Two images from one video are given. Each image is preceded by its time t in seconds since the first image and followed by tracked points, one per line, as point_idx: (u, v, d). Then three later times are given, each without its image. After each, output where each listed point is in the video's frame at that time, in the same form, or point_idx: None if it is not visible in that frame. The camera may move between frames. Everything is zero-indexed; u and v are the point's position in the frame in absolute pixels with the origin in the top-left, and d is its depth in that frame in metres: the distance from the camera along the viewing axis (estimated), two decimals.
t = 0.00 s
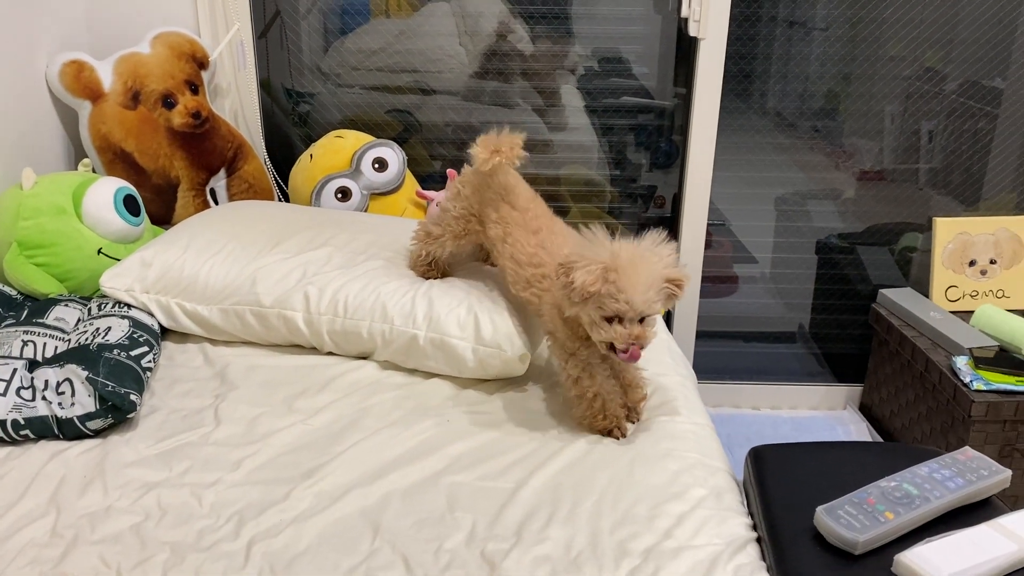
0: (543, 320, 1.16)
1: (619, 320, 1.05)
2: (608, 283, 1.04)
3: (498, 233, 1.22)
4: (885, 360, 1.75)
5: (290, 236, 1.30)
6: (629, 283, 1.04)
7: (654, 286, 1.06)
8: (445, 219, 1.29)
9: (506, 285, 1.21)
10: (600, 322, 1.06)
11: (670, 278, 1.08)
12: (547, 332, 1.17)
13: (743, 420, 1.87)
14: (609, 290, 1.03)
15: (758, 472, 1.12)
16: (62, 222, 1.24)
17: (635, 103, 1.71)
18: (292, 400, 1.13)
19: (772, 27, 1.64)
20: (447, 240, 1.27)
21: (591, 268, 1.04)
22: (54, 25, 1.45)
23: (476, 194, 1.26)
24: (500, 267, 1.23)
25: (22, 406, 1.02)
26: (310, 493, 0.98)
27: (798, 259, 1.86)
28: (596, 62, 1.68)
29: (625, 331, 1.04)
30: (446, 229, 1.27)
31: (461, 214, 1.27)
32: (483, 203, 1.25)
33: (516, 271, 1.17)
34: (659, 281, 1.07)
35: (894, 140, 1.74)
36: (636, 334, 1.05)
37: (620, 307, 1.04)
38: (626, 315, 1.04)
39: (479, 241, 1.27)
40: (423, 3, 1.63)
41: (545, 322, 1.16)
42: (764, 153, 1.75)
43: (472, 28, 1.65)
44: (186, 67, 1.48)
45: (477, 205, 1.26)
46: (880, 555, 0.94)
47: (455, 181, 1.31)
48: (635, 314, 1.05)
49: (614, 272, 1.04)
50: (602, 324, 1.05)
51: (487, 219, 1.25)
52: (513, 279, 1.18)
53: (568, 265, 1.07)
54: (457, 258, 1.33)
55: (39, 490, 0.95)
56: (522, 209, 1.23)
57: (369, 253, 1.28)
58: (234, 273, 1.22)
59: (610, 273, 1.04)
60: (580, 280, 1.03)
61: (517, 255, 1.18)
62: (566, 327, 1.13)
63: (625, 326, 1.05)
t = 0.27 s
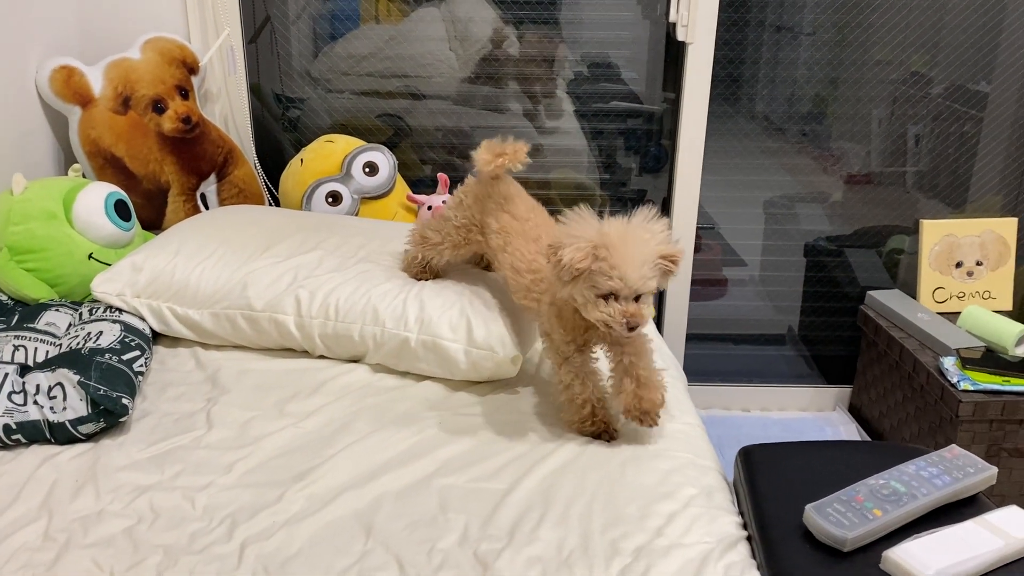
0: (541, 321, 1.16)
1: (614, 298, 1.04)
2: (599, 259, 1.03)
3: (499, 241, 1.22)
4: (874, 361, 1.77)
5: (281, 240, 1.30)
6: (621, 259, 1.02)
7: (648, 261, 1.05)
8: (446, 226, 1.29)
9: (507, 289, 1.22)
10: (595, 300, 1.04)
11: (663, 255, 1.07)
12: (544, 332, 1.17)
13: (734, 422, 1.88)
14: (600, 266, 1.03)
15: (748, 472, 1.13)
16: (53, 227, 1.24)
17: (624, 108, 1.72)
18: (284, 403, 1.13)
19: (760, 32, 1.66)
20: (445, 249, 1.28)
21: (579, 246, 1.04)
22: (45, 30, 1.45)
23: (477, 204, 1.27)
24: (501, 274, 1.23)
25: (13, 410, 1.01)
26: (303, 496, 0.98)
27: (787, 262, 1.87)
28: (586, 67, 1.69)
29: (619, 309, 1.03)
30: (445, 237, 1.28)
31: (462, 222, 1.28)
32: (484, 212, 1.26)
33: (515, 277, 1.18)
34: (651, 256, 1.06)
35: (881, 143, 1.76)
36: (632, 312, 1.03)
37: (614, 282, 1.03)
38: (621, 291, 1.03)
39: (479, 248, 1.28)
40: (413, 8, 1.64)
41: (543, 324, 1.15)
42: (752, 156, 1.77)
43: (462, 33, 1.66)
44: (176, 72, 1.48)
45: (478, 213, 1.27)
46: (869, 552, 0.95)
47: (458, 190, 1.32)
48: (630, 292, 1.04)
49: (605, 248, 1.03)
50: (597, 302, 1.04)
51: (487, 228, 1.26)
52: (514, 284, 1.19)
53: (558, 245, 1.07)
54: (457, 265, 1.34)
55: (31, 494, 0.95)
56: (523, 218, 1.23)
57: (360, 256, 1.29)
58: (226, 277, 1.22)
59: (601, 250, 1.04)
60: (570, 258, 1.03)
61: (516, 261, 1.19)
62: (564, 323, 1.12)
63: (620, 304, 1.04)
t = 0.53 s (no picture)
0: (546, 325, 1.14)
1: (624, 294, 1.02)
2: (609, 256, 1.01)
3: (506, 248, 1.22)
4: (862, 362, 1.77)
5: (268, 242, 1.30)
6: (630, 254, 1.01)
7: (654, 257, 1.04)
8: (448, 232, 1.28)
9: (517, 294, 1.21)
10: (605, 296, 1.03)
11: (668, 250, 1.07)
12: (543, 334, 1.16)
13: (724, 424, 1.88)
14: (610, 263, 1.01)
15: (736, 470, 1.13)
16: (39, 230, 1.23)
17: (613, 111, 1.73)
18: (271, 405, 1.13)
19: (748, 34, 1.67)
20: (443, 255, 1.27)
21: (592, 245, 1.02)
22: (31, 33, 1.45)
23: (481, 212, 1.26)
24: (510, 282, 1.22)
25: None
26: (290, 497, 0.97)
27: (775, 263, 1.88)
28: (575, 71, 1.70)
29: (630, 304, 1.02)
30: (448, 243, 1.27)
31: (467, 229, 1.26)
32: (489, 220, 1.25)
33: (522, 284, 1.18)
34: (657, 251, 1.05)
35: (868, 145, 1.77)
36: (643, 307, 1.02)
37: (624, 277, 1.01)
38: (632, 287, 1.02)
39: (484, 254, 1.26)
40: (401, 12, 1.64)
41: (547, 328, 1.14)
42: (740, 158, 1.78)
43: (451, 37, 1.66)
44: (162, 75, 1.48)
45: (484, 220, 1.25)
46: (856, 548, 0.95)
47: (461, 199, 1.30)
48: (639, 287, 1.02)
49: (614, 244, 1.02)
50: (608, 298, 1.02)
51: (493, 235, 1.24)
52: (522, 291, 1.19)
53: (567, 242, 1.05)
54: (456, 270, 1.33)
55: (15, 497, 0.94)
56: (529, 224, 1.23)
57: (348, 258, 1.29)
58: (212, 280, 1.21)
59: (611, 248, 1.02)
60: (580, 255, 1.01)
61: (524, 268, 1.19)
62: (569, 326, 1.12)
63: (629, 299, 1.02)
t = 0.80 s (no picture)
0: (544, 328, 1.13)
1: (619, 284, 1.01)
2: (599, 251, 1.01)
3: (503, 253, 1.22)
4: (848, 362, 1.77)
5: (252, 244, 1.29)
6: (622, 246, 1.01)
7: (646, 247, 1.04)
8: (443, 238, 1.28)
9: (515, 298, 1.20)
10: (601, 288, 1.02)
11: (659, 244, 1.07)
12: (539, 336, 1.15)
13: (712, 425, 1.88)
14: (600, 258, 1.01)
15: (720, 468, 1.13)
16: (22, 235, 1.23)
17: (600, 114, 1.74)
18: (256, 407, 1.13)
19: (734, 37, 1.68)
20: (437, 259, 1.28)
21: (578, 243, 1.02)
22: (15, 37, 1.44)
23: (476, 218, 1.26)
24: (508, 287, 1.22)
25: None
26: (274, 499, 0.97)
27: (762, 265, 1.89)
28: (562, 74, 1.70)
29: (626, 293, 1.01)
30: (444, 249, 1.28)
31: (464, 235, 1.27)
32: (484, 225, 1.25)
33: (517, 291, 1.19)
34: (649, 243, 1.05)
35: (854, 147, 1.78)
36: (642, 297, 1.01)
37: (618, 268, 1.00)
38: (627, 278, 1.01)
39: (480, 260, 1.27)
40: (388, 15, 1.65)
41: (544, 330, 1.13)
42: (727, 160, 1.79)
43: (438, 40, 1.67)
44: (146, 78, 1.48)
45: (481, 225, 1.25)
46: (839, 546, 0.96)
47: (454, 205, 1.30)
48: (635, 279, 1.02)
49: (603, 238, 1.02)
50: (605, 290, 1.01)
51: (488, 240, 1.24)
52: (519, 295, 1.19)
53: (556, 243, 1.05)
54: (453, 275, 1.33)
55: None
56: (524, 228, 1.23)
57: (333, 259, 1.29)
58: (196, 282, 1.21)
59: (599, 244, 1.02)
60: (569, 254, 1.01)
61: (521, 272, 1.19)
62: (566, 328, 1.11)
63: (627, 289, 1.01)
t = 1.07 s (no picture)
0: (542, 324, 1.13)
1: (612, 272, 1.01)
2: (589, 244, 1.02)
3: (503, 247, 1.20)
4: (842, 363, 1.77)
5: (246, 246, 1.29)
6: (614, 237, 1.01)
7: (642, 239, 1.04)
8: (442, 233, 1.29)
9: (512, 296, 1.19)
10: (595, 279, 1.02)
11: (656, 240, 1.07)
12: (538, 333, 1.15)
13: (706, 426, 1.88)
14: (591, 250, 1.01)
15: (717, 470, 1.13)
16: (14, 239, 1.22)
17: (593, 116, 1.74)
18: (250, 411, 1.12)
19: (727, 39, 1.69)
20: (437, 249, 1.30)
21: (567, 238, 1.03)
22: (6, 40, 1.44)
23: (478, 209, 1.24)
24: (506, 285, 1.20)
25: None
26: (269, 503, 0.97)
27: (756, 266, 1.89)
28: (555, 77, 1.71)
29: (618, 282, 1.00)
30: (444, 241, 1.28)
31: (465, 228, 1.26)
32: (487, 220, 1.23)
33: (513, 288, 1.18)
34: (645, 236, 1.05)
35: (846, 148, 1.79)
36: (636, 286, 1.00)
37: (609, 258, 1.01)
38: (620, 268, 1.01)
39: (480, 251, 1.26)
40: (381, 18, 1.64)
41: (542, 327, 1.13)
42: (720, 162, 1.79)
43: (431, 43, 1.67)
44: (139, 81, 1.47)
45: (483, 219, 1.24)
46: (837, 546, 0.96)
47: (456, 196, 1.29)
48: (630, 269, 1.02)
49: (594, 231, 1.03)
50: (598, 279, 1.01)
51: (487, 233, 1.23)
52: (516, 292, 1.18)
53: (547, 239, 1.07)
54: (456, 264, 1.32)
55: None
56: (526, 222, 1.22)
57: (327, 261, 1.28)
58: (190, 285, 1.20)
59: (588, 238, 1.03)
60: (558, 248, 1.02)
61: (518, 267, 1.17)
62: (563, 323, 1.11)
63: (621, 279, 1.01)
